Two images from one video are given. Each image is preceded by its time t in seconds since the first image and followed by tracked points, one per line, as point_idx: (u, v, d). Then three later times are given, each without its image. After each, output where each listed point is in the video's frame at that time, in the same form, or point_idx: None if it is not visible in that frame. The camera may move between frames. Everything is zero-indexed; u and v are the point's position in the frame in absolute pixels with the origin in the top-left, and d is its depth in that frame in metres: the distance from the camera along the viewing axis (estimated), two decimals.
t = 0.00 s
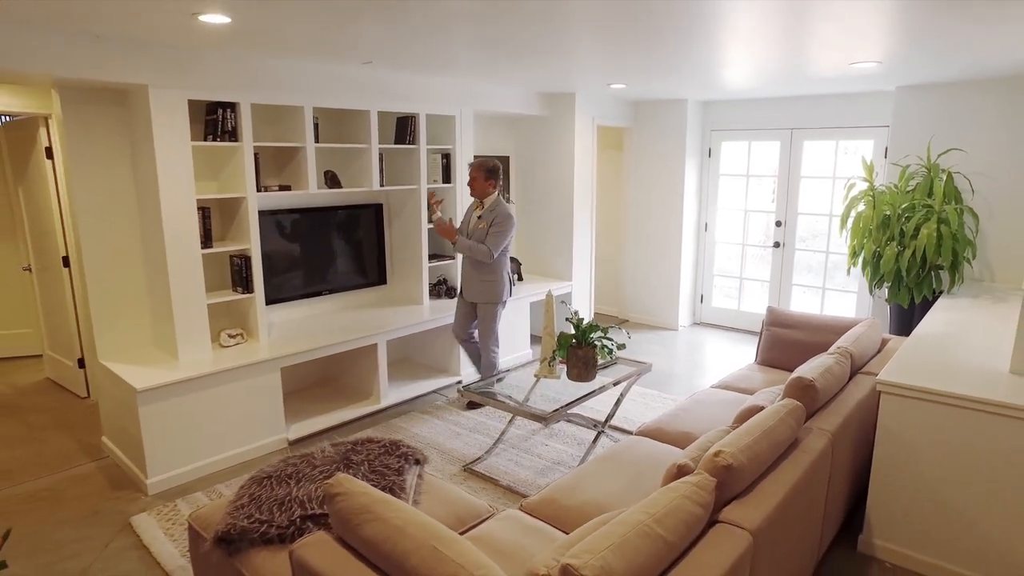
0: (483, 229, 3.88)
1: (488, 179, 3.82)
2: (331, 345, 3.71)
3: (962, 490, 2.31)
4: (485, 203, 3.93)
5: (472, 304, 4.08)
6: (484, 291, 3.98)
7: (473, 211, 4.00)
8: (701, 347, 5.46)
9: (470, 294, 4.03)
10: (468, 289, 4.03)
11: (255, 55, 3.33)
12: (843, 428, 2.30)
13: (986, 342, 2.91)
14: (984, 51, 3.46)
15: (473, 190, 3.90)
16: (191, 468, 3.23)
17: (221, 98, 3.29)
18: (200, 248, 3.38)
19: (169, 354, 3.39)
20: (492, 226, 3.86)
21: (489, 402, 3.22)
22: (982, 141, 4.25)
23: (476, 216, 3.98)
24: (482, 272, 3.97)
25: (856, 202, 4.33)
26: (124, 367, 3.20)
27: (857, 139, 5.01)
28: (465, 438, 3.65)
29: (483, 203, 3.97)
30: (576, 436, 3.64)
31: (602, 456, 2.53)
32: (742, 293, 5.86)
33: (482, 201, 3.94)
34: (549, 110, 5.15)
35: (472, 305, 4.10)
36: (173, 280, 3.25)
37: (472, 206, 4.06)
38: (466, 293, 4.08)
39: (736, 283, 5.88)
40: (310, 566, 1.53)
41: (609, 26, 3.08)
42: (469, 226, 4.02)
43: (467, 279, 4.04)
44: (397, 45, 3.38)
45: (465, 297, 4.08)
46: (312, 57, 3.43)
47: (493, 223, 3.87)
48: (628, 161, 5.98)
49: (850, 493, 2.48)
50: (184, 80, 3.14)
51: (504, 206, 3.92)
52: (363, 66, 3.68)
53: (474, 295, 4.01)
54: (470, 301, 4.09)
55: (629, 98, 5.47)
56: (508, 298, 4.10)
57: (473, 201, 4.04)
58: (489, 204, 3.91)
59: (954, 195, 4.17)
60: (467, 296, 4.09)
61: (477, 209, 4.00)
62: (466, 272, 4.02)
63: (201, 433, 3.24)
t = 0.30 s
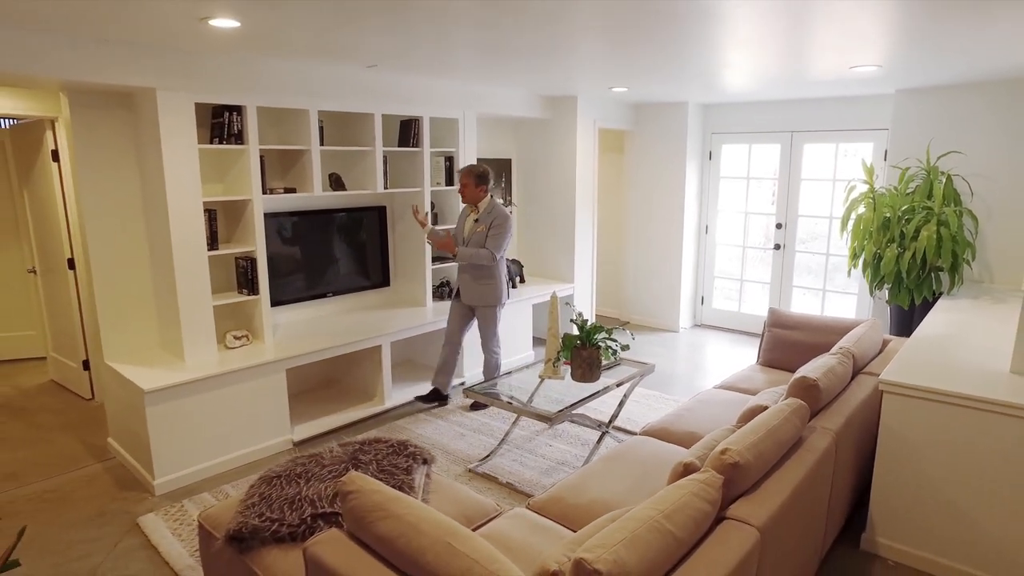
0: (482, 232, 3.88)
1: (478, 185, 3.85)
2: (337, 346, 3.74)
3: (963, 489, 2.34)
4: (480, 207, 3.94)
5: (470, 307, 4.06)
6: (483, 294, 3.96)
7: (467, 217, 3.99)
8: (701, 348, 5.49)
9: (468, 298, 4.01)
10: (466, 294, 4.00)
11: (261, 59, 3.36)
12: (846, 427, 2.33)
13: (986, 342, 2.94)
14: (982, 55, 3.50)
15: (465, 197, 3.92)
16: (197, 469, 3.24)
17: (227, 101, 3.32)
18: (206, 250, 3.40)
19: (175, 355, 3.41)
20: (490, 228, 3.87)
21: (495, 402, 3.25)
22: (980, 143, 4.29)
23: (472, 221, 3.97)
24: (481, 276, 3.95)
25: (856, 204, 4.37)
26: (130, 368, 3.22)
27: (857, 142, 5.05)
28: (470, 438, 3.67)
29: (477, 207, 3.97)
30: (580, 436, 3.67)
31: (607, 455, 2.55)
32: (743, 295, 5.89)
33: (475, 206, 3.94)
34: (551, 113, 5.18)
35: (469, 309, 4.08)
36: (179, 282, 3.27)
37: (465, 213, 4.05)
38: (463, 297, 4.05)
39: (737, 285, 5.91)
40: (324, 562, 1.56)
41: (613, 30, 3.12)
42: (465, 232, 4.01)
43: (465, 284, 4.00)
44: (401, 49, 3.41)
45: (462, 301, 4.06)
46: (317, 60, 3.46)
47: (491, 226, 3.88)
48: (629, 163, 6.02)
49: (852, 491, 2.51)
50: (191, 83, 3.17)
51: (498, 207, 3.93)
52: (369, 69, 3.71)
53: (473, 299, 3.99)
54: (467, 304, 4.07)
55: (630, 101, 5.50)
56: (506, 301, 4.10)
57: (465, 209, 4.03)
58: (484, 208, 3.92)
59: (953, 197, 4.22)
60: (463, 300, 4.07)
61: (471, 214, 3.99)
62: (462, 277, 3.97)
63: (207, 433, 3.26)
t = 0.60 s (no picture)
0: (467, 235, 3.88)
1: (466, 186, 3.86)
2: (338, 348, 3.76)
3: (958, 485, 2.38)
4: (462, 209, 3.95)
5: (454, 312, 4.03)
6: (467, 298, 3.94)
7: (448, 221, 3.99)
8: (698, 350, 5.53)
9: (452, 302, 3.97)
10: (450, 298, 3.96)
11: (262, 63, 3.38)
12: (843, 425, 2.37)
13: (979, 342, 2.99)
14: (973, 59, 3.57)
15: (450, 198, 3.91)
16: (198, 471, 3.25)
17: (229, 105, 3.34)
18: (208, 252, 3.42)
19: (176, 357, 3.42)
20: (474, 230, 3.88)
21: (495, 403, 3.28)
22: (971, 146, 4.36)
23: (454, 224, 3.96)
24: (465, 279, 3.93)
25: (850, 207, 4.42)
26: (132, 370, 3.23)
27: (851, 145, 5.12)
28: (469, 439, 3.70)
29: (458, 209, 3.97)
30: (578, 437, 3.70)
31: (608, 454, 2.58)
32: (738, 297, 5.94)
33: (457, 209, 3.95)
34: (549, 117, 5.23)
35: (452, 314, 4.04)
36: (180, 284, 3.28)
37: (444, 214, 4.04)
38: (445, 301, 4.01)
39: (732, 287, 5.96)
40: (332, 558, 1.58)
41: (610, 34, 3.16)
42: (446, 235, 3.99)
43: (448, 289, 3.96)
44: (402, 54, 3.44)
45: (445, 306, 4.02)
46: (318, 64, 3.49)
47: (475, 228, 3.89)
48: (626, 167, 6.07)
49: (849, 489, 2.55)
50: (193, 87, 3.19)
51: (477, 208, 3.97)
52: (369, 73, 3.75)
53: (456, 304, 3.96)
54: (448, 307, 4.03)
55: (627, 106, 5.56)
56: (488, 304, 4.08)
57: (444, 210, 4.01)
58: (465, 210, 3.94)
59: (945, 199, 4.28)
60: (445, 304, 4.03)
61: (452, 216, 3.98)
62: (447, 282, 3.94)
63: (209, 435, 3.27)
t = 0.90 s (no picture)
0: (451, 238, 3.87)
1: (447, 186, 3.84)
2: (331, 351, 3.76)
3: (947, 482, 2.42)
4: (443, 210, 3.91)
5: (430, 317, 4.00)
6: (440, 302, 3.91)
7: (427, 222, 3.92)
8: (689, 351, 5.57)
9: (426, 306, 3.95)
10: (425, 303, 3.94)
11: (257, 66, 3.39)
12: (834, 424, 2.40)
13: (966, 342, 3.04)
14: (959, 64, 3.63)
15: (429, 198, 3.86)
16: (192, 474, 3.24)
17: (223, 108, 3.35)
18: (201, 255, 3.41)
19: (169, 360, 3.41)
20: (457, 231, 3.87)
21: (489, 405, 3.29)
22: (957, 150, 4.43)
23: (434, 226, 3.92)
24: (439, 282, 3.91)
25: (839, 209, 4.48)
26: (124, 374, 3.22)
27: (839, 149, 5.18)
28: (463, 441, 3.70)
29: (438, 210, 3.93)
30: (572, 438, 3.71)
31: (603, 454, 2.60)
32: (729, 299, 5.98)
33: (437, 209, 3.90)
34: (541, 121, 5.25)
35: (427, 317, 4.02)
36: (174, 287, 3.27)
37: (421, 215, 3.98)
38: (419, 304, 3.99)
39: (723, 290, 6.00)
40: (331, 558, 1.58)
41: (602, 39, 3.20)
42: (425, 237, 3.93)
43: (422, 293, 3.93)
44: (396, 57, 3.46)
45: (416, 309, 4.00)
46: (312, 67, 3.50)
47: (457, 229, 3.88)
48: (617, 170, 6.10)
49: (841, 487, 2.58)
50: (188, 90, 3.19)
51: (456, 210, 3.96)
52: (362, 76, 3.76)
53: (430, 308, 3.94)
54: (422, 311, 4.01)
55: (618, 109, 5.60)
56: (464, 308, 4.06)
57: (422, 211, 3.95)
58: (445, 211, 3.91)
59: (932, 202, 4.35)
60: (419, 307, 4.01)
61: (432, 217, 3.93)
62: (421, 288, 3.91)
63: (202, 438, 3.26)
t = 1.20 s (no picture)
0: (433, 241, 3.85)
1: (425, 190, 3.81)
2: (323, 354, 3.74)
3: (938, 480, 2.45)
4: (422, 214, 3.89)
5: (411, 321, 3.96)
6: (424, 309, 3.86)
7: (407, 225, 3.89)
8: (680, 352, 5.60)
9: (408, 311, 3.91)
10: (406, 308, 3.89)
11: (247, 68, 3.38)
12: (825, 423, 2.42)
13: (952, 341, 3.08)
14: (944, 68, 3.68)
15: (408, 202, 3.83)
16: (181, 479, 3.21)
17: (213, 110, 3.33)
18: (191, 257, 3.39)
19: (158, 364, 3.37)
20: (437, 233, 3.85)
21: (482, 406, 3.29)
22: (942, 152, 4.48)
23: (413, 229, 3.89)
24: (421, 287, 3.87)
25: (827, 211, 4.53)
26: (112, 378, 3.19)
27: (827, 151, 5.24)
28: (456, 444, 3.69)
29: (417, 214, 3.90)
30: (565, 440, 3.71)
31: (596, 455, 2.61)
32: (718, 301, 6.02)
33: (416, 213, 3.88)
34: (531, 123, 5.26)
35: (408, 322, 3.97)
36: (163, 290, 3.25)
37: (400, 219, 3.95)
38: (400, 308, 3.95)
39: (713, 291, 6.04)
40: (326, 561, 1.57)
41: (593, 42, 3.21)
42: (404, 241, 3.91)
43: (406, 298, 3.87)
44: (387, 60, 3.46)
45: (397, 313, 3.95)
46: (303, 69, 3.49)
47: (438, 231, 3.86)
48: (607, 173, 6.13)
49: (831, 486, 2.60)
50: (178, 91, 3.17)
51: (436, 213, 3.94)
52: (353, 78, 3.75)
53: (413, 314, 3.88)
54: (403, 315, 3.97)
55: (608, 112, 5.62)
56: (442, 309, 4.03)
57: (402, 215, 3.92)
58: (424, 214, 3.88)
59: (918, 204, 4.40)
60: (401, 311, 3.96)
61: (411, 221, 3.90)
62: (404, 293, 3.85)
63: (192, 443, 3.23)
